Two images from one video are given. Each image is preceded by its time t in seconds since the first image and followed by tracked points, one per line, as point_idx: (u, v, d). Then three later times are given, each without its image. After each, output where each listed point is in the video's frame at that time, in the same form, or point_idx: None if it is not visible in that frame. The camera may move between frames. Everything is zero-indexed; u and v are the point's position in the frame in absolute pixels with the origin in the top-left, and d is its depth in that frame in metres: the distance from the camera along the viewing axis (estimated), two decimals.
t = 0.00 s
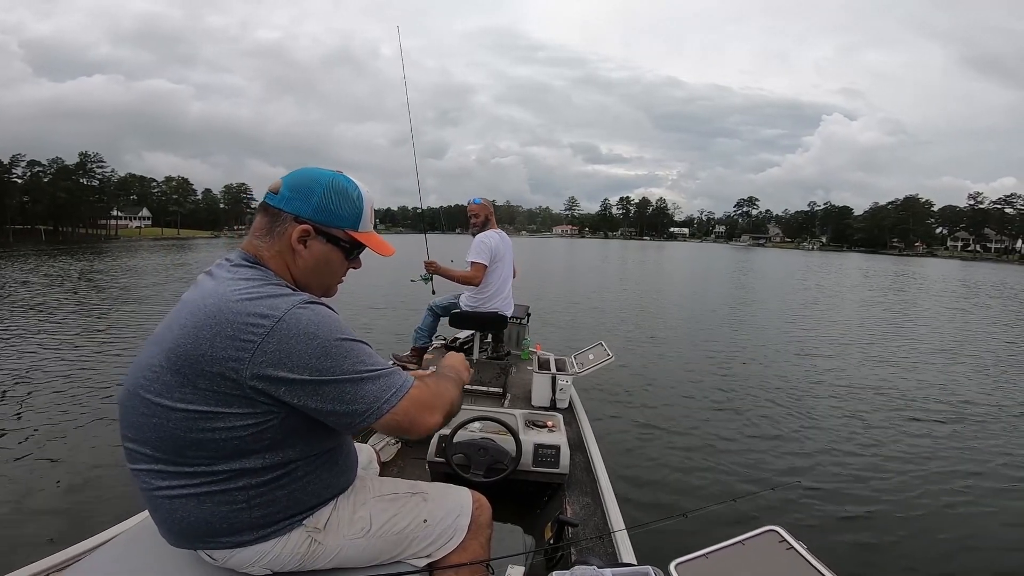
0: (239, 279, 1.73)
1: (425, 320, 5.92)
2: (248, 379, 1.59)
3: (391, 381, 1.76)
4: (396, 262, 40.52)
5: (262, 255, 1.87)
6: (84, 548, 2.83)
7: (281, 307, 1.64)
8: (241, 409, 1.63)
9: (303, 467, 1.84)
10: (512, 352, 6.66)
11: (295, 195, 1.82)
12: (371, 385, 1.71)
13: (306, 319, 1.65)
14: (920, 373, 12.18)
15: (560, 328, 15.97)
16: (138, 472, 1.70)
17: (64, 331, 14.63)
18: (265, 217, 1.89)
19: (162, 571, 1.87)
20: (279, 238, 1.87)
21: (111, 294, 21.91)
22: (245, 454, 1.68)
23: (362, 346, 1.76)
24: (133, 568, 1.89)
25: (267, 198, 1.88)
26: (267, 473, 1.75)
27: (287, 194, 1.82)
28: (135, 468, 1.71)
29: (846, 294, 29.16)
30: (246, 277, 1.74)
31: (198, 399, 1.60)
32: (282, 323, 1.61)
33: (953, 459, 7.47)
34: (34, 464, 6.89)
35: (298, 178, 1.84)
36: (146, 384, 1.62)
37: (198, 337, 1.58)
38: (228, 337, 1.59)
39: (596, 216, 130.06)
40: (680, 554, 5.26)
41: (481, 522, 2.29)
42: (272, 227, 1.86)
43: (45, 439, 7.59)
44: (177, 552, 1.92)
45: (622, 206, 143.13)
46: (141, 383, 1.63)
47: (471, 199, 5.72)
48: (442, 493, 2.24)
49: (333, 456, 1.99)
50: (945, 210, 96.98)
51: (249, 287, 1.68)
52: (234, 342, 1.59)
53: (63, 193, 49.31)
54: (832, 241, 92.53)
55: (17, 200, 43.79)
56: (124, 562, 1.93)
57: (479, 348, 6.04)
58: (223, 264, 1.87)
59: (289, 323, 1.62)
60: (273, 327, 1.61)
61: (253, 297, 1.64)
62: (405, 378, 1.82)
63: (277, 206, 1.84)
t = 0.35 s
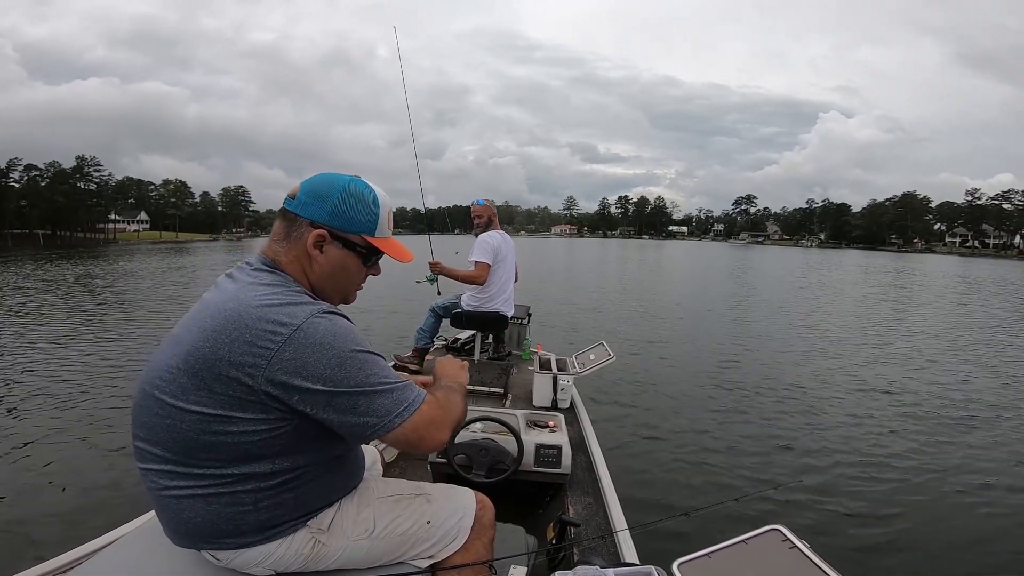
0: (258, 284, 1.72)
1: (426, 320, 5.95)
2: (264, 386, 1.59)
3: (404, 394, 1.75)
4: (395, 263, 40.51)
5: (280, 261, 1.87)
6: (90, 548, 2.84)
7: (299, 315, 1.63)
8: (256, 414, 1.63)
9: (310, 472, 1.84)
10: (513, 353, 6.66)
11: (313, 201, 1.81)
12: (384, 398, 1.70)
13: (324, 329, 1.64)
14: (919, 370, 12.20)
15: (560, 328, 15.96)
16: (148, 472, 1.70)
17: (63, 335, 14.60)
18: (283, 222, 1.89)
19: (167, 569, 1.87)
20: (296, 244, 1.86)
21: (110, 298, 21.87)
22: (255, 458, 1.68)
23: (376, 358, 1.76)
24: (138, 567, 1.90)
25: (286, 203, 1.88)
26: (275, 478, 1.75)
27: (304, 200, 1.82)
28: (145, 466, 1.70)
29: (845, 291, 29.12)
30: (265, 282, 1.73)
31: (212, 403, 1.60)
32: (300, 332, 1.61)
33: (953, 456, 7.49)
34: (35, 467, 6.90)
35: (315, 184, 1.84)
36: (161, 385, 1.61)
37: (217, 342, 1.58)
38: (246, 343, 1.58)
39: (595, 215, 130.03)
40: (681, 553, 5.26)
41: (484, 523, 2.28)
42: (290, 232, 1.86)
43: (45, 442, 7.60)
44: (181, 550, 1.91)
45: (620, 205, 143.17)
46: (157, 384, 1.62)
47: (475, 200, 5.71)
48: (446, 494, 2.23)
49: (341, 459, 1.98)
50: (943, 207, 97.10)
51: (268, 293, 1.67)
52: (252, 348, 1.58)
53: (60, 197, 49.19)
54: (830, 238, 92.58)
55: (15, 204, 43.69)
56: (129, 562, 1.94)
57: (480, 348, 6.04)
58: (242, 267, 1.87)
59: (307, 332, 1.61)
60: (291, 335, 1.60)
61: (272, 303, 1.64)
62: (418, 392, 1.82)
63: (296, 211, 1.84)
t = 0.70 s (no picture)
0: (267, 288, 1.71)
1: (429, 322, 6.00)
2: (277, 388, 1.59)
3: (420, 382, 1.74)
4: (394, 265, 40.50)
5: (287, 264, 1.87)
6: (102, 549, 2.86)
7: (310, 315, 1.63)
8: (268, 416, 1.63)
9: (319, 471, 1.84)
10: (514, 353, 6.67)
11: (321, 204, 1.81)
12: (398, 389, 1.70)
13: (336, 328, 1.64)
14: (920, 367, 12.21)
15: (560, 328, 15.97)
16: (157, 474, 1.70)
17: (63, 339, 14.59)
18: (290, 226, 1.88)
19: (173, 571, 1.87)
20: (304, 247, 1.86)
21: (108, 301, 21.82)
22: (266, 459, 1.68)
23: (389, 350, 1.75)
24: (148, 568, 1.91)
25: (294, 206, 1.88)
26: (285, 479, 1.75)
27: (312, 203, 1.82)
28: (155, 470, 1.70)
29: (845, 289, 29.11)
30: (275, 285, 1.73)
31: (224, 406, 1.59)
32: (312, 331, 1.60)
33: (954, 453, 7.48)
34: (38, 469, 6.94)
35: (323, 187, 1.83)
36: (172, 390, 1.61)
37: (228, 346, 1.57)
38: (258, 345, 1.57)
39: (593, 215, 130.06)
40: (684, 552, 5.26)
41: (488, 524, 2.28)
42: (298, 236, 1.86)
43: (47, 445, 7.63)
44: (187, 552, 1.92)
45: (619, 205, 143.21)
46: (167, 389, 1.62)
47: (479, 200, 5.71)
48: (450, 495, 2.23)
49: (348, 462, 1.98)
50: (941, 204, 97.25)
51: (279, 296, 1.67)
52: (263, 350, 1.57)
53: (59, 200, 49.06)
54: (829, 236, 92.62)
55: (13, 206, 43.61)
56: (141, 561, 1.95)
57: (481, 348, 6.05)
58: (249, 271, 1.87)
59: (319, 333, 1.60)
60: (303, 336, 1.59)
61: (283, 306, 1.63)
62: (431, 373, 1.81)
63: (303, 215, 1.83)
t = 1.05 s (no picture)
0: (255, 283, 1.70)
1: (429, 321, 6.00)
2: (270, 382, 1.58)
3: (413, 362, 1.72)
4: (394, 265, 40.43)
5: (270, 259, 1.86)
6: (102, 549, 2.86)
7: (297, 306, 1.61)
8: (262, 411, 1.62)
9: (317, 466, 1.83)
10: (514, 353, 6.67)
11: (299, 197, 1.78)
12: (392, 372, 1.68)
13: (325, 316, 1.62)
14: (920, 366, 12.20)
15: (560, 328, 15.95)
16: (156, 477, 1.70)
17: (61, 340, 14.56)
18: (270, 220, 1.87)
19: (173, 571, 1.87)
20: (286, 241, 1.84)
21: (108, 302, 21.75)
22: (264, 455, 1.68)
23: (382, 334, 1.73)
24: (148, 569, 1.90)
25: (272, 201, 1.85)
26: (282, 475, 1.75)
27: (290, 196, 1.79)
28: (154, 473, 1.70)
29: (845, 288, 29.06)
30: (262, 281, 1.72)
31: (218, 404, 1.59)
32: (300, 322, 1.58)
33: (954, 452, 7.48)
34: (38, 471, 6.92)
35: (300, 178, 1.80)
36: (165, 393, 1.61)
37: (217, 344, 1.56)
38: (247, 340, 1.56)
39: (592, 214, 129.61)
40: (684, 552, 5.26)
41: (489, 525, 2.28)
42: (279, 231, 1.84)
43: (47, 446, 7.61)
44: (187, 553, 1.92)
45: (618, 204, 143.16)
46: (160, 392, 1.62)
47: (483, 200, 5.70)
48: (451, 496, 2.23)
49: (345, 460, 1.98)
50: (939, 203, 97.24)
51: (266, 290, 1.66)
52: (253, 344, 1.56)
53: (57, 201, 48.92)
54: (828, 235, 92.59)
55: (11, 207, 43.48)
56: (141, 562, 1.95)
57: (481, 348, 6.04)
58: (234, 269, 1.86)
59: (307, 324, 1.59)
60: (292, 327, 1.58)
61: (271, 299, 1.62)
62: (424, 350, 1.78)
63: (282, 210, 1.81)
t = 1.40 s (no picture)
0: (239, 281, 1.70)
1: (427, 319, 6.00)
2: (252, 382, 1.58)
3: (397, 365, 1.73)
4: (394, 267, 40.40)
5: (252, 255, 1.85)
6: (95, 549, 2.84)
7: (280, 304, 1.61)
8: (247, 410, 1.62)
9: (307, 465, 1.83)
10: (512, 352, 6.66)
11: (276, 189, 1.78)
12: (377, 375, 1.68)
13: (308, 316, 1.62)
14: (921, 365, 12.18)
15: (560, 328, 15.94)
16: (144, 476, 1.70)
17: (61, 342, 14.58)
18: (248, 216, 1.86)
19: (166, 571, 1.86)
20: (267, 235, 1.84)
21: (108, 304, 21.74)
22: (249, 455, 1.67)
23: (367, 336, 1.74)
24: (141, 568, 1.90)
25: (249, 196, 1.85)
26: (270, 475, 1.74)
27: (267, 188, 1.78)
28: (142, 473, 1.70)
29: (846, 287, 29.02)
30: (245, 279, 1.72)
31: (202, 403, 1.59)
32: (283, 322, 1.58)
33: (955, 452, 7.47)
34: (39, 474, 6.94)
35: (276, 171, 1.79)
36: (150, 392, 1.61)
37: (199, 343, 1.56)
38: (229, 339, 1.56)
39: (592, 215, 129.58)
40: (683, 552, 5.25)
41: (485, 524, 2.28)
42: (258, 225, 1.84)
43: (49, 447, 7.64)
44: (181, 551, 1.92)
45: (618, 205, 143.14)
46: (145, 391, 1.62)
47: (482, 200, 5.71)
48: (447, 496, 2.22)
49: (339, 460, 1.98)
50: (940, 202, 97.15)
51: (250, 287, 1.66)
52: (235, 343, 1.56)
53: (57, 203, 48.94)
54: (829, 234, 92.52)
55: (10, 210, 43.50)
56: (133, 561, 1.94)
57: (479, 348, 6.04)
58: (214, 267, 1.85)
59: (290, 324, 1.59)
60: (274, 327, 1.58)
61: (255, 297, 1.62)
62: (407, 356, 1.78)
63: (259, 204, 1.80)
